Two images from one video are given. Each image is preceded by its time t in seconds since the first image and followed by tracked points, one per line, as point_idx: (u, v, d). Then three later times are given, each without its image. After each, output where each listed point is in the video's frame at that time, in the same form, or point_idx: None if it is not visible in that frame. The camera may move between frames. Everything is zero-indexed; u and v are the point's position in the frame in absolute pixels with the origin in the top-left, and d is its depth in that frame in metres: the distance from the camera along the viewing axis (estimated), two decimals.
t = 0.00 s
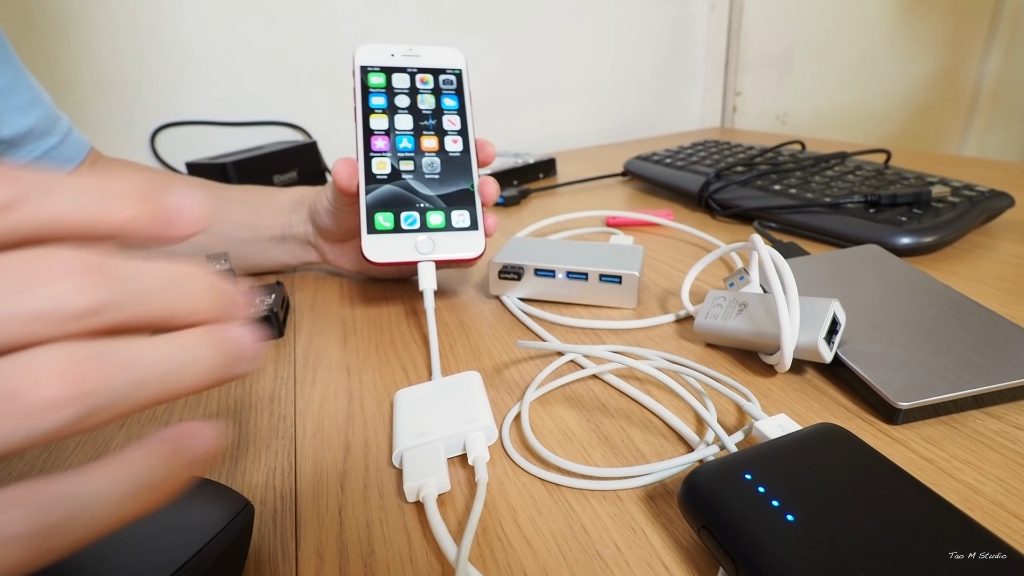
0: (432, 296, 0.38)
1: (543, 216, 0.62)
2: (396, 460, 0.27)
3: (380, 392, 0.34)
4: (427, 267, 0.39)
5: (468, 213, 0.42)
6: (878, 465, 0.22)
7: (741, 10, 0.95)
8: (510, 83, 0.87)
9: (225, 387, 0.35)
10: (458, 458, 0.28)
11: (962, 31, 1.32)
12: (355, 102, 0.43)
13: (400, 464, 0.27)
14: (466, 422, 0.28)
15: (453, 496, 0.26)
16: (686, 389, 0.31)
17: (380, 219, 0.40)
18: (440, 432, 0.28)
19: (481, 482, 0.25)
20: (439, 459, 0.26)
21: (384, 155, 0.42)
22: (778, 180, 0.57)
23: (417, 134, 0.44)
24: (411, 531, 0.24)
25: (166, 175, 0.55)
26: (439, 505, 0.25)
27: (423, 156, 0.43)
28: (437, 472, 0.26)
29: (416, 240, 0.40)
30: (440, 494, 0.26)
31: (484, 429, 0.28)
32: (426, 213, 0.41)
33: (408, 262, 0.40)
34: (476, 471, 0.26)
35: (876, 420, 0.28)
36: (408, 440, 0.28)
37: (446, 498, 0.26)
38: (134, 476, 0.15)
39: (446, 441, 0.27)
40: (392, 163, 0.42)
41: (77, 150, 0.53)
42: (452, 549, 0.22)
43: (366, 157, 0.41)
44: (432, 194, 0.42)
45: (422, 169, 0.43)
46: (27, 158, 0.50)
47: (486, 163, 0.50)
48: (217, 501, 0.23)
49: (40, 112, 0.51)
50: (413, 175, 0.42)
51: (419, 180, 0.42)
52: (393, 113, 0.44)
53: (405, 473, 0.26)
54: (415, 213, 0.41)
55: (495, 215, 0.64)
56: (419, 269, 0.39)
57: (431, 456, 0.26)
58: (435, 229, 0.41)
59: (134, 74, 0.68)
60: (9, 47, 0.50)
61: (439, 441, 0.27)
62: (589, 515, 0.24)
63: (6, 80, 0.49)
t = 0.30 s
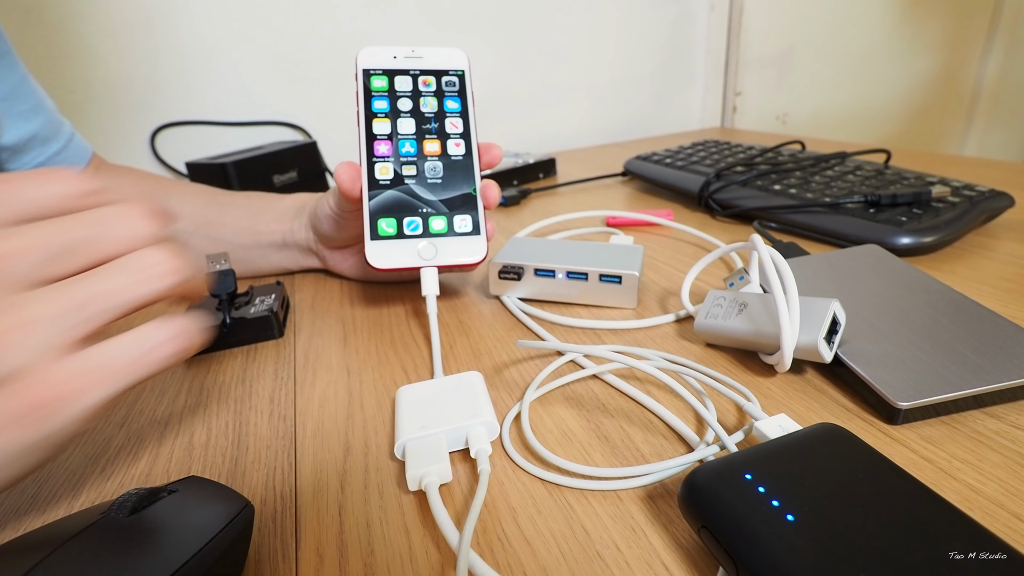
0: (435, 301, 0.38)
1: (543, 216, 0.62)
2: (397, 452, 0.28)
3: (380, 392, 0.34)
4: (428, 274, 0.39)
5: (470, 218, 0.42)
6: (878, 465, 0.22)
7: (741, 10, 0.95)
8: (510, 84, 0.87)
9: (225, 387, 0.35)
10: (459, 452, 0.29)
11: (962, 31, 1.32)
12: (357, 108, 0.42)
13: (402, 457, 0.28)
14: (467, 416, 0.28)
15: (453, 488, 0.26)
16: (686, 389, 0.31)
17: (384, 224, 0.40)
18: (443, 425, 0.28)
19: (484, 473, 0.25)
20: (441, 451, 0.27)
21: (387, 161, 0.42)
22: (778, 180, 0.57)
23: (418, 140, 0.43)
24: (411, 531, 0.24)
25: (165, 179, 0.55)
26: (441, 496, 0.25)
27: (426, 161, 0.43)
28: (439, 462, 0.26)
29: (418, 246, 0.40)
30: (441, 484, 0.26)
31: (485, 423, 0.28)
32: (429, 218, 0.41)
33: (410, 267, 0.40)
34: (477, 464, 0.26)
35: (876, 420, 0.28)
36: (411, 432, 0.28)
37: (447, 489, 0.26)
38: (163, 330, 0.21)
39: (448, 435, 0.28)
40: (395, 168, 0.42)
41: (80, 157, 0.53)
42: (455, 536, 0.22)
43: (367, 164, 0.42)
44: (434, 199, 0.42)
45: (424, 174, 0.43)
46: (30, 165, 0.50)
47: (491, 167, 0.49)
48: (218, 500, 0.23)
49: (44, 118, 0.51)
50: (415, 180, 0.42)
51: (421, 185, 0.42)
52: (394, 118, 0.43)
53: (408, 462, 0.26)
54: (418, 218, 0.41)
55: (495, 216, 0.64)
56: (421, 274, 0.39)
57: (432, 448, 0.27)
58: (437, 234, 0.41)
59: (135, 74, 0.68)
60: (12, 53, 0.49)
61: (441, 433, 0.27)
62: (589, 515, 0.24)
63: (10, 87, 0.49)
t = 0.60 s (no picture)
0: (435, 293, 0.39)
1: (542, 216, 0.62)
2: (400, 448, 0.28)
3: (380, 392, 0.34)
4: (428, 266, 0.40)
5: (472, 209, 0.42)
6: (878, 466, 0.22)
7: (741, 10, 0.95)
8: (510, 84, 0.87)
9: (225, 387, 0.35)
10: (461, 445, 0.29)
11: (962, 31, 1.32)
12: (359, 96, 0.42)
13: (404, 453, 0.28)
14: (467, 411, 0.28)
15: (456, 482, 0.26)
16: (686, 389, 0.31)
17: (384, 215, 0.41)
18: (443, 420, 0.28)
19: (484, 468, 0.25)
20: (442, 447, 0.27)
21: (389, 151, 0.42)
22: (778, 180, 0.57)
23: (421, 129, 0.43)
24: (411, 531, 0.24)
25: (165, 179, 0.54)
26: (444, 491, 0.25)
27: (427, 151, 0.43)
28: (441, 458, 0.26)
29: (417, 239, 0.40)
30: (444, 479, 0.26)
31: (485, 417, 0.28)
32: (430, 209, 0.41)
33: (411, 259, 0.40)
34: (478, 458, 0.26)
35: (876, 421, 0.28)
36: (412, 427, 0.28)
37: (451, 483, 0.26)
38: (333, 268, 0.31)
39: (448, 430, 0.28)
40: (397, 158, 0.42)
41: (79, 155, 0.53)
42: (455, 532, 0.22)
43: (369, 155, 0.41)
44: (435, 190, 0.42)
45: (426, 164, 0.42)
46: (28, 165, 0.49)
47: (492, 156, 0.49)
48: (219, 499, 0.23)
49: (43, 117, 0.50)
50: (417, 171, 0.42)
51: (422, 176, 0.42)
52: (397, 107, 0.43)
53: (410, 458, 0.26)
54: (419, 209, 0.41)
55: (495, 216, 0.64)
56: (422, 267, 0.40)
57: (433, 444, 0.27)
58: (438, 226, 0.41)
59: (135, 74, 0.68)
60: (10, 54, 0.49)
61: (442, 429, 0.28)
62: (589, 515, 0.24)
63: (9, 86, 0.49)
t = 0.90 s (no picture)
0: (429, 289, 0.40)
1: (542, 216, 0.62)
2: (394, 458, 0.28)
3: (380, 392, 0.34)
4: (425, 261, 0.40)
5: (473, 207, 0.42)
6: (878, 465, 0.22)
7: (741, 10, 0.95)
8: (510, 84, 0.87)
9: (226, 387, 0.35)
10: (457, 452, 0.29)
11: (962, 31, 1.32)
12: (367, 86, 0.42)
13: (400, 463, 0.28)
14: (461, 416, 0.28)
15: (453, 488, 0.26)
16: (686, 389, 0.31)
17: (384, 209, 0.41)
18: (437, 427, 0.28)
19: (479, 476, 0.25)
20: (438, 455, 0.26)
21: (392, 143, 0.42)
22: (778, 180, 0.57)
23: (426, 122, 0.43)
24: (411, 531, 0.24)
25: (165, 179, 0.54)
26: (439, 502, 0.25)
27: (431, 145, 0.43)
28: (437, 468, 0.26)
29: (416, 235, 0.40)
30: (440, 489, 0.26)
31: (480, 422, 0.28)
32: (430, 205, 0.41)
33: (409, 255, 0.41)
34: (473, 466, 0.26)
35: (875, 420, 0.28)
36: (406, 437, 0.28)
37: (447, 493, 0.26)
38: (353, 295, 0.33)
39: (443, 437, 0.28)
40: (400, 151, 0.42)
41: (68, 146, 0.49)
42: (452, 543, 0.22)
43: (373, 145, 0.42)
44: (437, 185, 0.42)
45: (430, 158, 0.42)
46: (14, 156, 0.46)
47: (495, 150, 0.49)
48: (219, 500, 0.23)
49: (31, 107, 0.47)
50: (420, 165, 0.42)
51: (425, 170, 0.42)
52: (404, 98, 0.43)
53: (405, 470, 0.26)
54: (420, 204, 0.41)
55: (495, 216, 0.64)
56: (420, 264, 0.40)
57: (429, 451, 0.27)
58: (437, 222, 0.41)
59: (135, 74, 0.68)
60: None
61: (437, 436, 0.27)
62: (589, 515, 0.24)
63: None
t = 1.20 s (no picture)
0: (434, 289, 0.39)
1: (542, 216, 0.62)
2: (397, 459, 0.27)
3: (379, 392, 0.34)
4: (429, 259, 0.40)
5: (473, 204, 0.42)
6: (878, 465, 0.22)
7: (741, 10, 0.95)
8: (510, 84, 0.87)
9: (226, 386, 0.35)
10: (459, 453, 0.29)
11: (962, 31, 1.32)
12: (365, 91, 0.42)
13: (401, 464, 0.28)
14: (464, 417, 0.28)
15: (454, 491, 0.26)
16: (686, 389, 0.31)
17: (384, 208, 0.41)
18: (440, 429, 0.28)
19: (481, 480, 0.25)
20: (439, 457, 0.26)
21: (392, 143, 0.42)
22: (778, 180, 0.57)
23: (425, 124, 0.43)
24: (411, 531, 0.24)
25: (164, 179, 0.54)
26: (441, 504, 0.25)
27: (431, 145, 0.43)
28: (439, 469, 0.26)
29: (417, 232, 0.40)
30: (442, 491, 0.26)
31: (483, 423, 0.28)
32: (431, 203, 0.41)
33: (413, 253, 0.40)
34: (475, 467, 0.26)
35: (876, 421, 0.28)
36: (408, 439, 0.28)
37: (449, 494, 0.26)
38: (361, 333, 0.36)
39: (445, 438, 0.28)
40: (399, 151, 0.42)
41: (46, 147, 0.48)
42: (453, 548, 0.22)
43: (373, 146, 0.42)
44: (438, 184, 0.42)
45: (429, 158, 0.42)
46: None
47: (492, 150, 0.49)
48: (219, 500, 0.23)
49: (6, 107, 0.46)
50: (420, 164, 0.42)
51: (425, 169, 0.42)
52: (401, 99, 0.43)
53: (407, 473, 0.26)
54: (420, 202, 0.41)
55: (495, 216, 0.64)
56: (422, 261, 0.40)
57: (431, 454, 0.27)
58: (439, 221, 0.41)
59: (134, 74, 0.68)
60: None
61: (439, 438, 0.27)
62: (589, 515, 0.24)
63: None
